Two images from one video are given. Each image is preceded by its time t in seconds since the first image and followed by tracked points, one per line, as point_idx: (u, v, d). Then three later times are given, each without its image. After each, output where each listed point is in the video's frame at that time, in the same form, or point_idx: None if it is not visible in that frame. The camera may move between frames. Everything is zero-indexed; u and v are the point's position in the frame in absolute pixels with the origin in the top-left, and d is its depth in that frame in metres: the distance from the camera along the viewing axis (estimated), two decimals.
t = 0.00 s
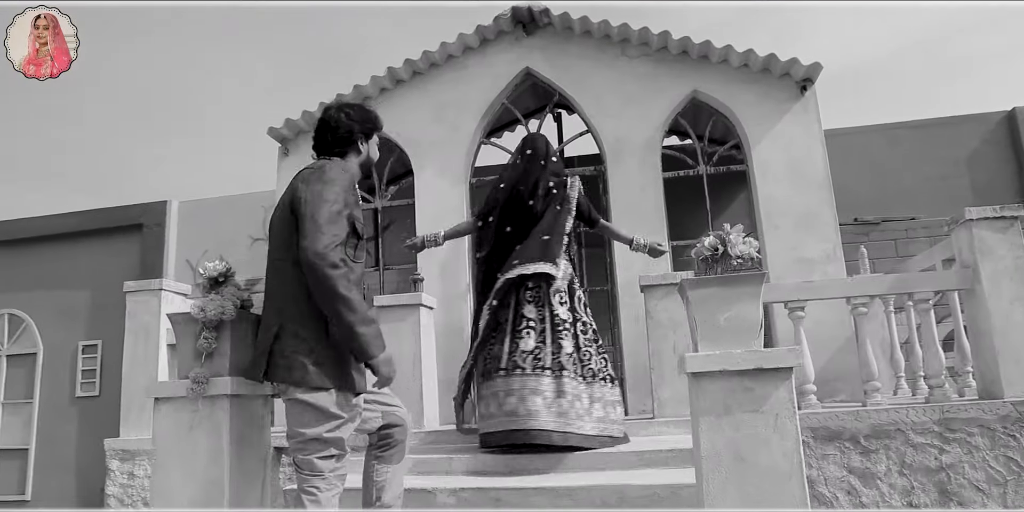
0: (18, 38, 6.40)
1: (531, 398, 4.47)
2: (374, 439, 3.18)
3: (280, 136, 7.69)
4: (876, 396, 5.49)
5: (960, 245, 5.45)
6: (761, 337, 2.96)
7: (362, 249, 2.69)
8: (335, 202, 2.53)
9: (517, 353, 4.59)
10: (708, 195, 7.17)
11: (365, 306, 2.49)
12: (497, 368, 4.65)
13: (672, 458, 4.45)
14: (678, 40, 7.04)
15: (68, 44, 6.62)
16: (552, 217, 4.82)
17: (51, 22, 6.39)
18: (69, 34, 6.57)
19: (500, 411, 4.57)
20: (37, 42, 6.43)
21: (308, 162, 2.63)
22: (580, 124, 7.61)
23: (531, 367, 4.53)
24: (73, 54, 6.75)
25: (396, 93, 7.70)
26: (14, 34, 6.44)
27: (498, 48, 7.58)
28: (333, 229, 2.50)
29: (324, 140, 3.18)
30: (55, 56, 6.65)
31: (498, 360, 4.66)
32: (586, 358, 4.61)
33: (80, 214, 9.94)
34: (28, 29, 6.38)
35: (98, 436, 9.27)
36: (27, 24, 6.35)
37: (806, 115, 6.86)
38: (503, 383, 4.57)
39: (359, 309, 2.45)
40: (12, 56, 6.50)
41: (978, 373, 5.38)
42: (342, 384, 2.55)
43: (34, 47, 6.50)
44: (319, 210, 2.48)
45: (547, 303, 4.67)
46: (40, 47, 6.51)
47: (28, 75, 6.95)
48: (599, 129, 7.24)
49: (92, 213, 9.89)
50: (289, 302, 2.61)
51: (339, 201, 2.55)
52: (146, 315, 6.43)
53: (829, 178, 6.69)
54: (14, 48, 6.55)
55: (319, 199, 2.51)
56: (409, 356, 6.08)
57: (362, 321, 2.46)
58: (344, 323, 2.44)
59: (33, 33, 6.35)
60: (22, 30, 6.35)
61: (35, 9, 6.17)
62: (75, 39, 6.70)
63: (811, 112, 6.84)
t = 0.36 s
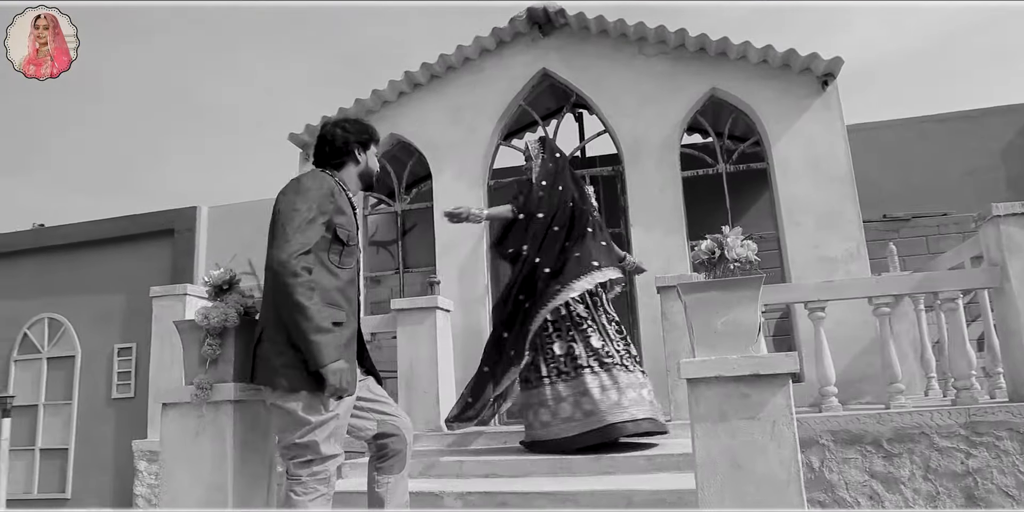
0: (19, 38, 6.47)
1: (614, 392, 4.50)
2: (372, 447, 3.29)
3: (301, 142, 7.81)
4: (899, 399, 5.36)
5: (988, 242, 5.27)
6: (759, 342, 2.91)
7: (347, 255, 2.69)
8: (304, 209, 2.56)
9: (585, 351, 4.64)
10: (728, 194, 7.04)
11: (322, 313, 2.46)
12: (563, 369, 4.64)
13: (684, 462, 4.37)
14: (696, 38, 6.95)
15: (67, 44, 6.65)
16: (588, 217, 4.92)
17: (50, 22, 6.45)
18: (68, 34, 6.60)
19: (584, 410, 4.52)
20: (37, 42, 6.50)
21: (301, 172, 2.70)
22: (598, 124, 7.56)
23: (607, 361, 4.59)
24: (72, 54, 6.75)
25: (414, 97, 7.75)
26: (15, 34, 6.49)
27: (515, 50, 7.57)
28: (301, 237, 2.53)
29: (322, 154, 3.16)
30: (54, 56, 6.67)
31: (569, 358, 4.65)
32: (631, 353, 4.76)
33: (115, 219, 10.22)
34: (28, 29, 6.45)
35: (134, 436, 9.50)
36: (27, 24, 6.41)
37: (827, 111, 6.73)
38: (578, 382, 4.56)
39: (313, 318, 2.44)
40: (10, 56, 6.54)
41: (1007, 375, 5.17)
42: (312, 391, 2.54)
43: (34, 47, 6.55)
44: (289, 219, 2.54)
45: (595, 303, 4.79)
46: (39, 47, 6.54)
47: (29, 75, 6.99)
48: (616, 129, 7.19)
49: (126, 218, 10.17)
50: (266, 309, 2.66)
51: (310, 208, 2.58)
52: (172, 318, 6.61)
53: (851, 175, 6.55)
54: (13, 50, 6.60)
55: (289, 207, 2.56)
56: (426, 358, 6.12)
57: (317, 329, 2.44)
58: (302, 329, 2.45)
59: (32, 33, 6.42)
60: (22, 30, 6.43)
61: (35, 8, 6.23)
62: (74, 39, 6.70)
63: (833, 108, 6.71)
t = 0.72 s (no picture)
0: (20, 39, 7.19)
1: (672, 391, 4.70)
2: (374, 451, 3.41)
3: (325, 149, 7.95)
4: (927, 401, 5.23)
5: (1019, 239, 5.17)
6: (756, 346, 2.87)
7: (334, 263, 2.99)
8: (291, 222, 2.84)
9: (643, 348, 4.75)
10: (750, 193, 6.94)
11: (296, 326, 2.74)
12: (625, 366, 4.69)
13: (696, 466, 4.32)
14: (714, 35, 6.86)
15: (66, 44, 7.37)
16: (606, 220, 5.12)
17: (50, 22, 7.13)
18: (67, 33, 7.32)
19: (657, 402, 4.63)
20: (37, 41, 7.19)
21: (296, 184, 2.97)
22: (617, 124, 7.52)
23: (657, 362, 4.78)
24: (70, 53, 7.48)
25: (435, 101, 7.81)
26: (17, 35, 7.21)
27: (533, 52, 7.58)
28: (286, 250, 2.81)
29: (324, 171, 3.20)
30: (54, 54, 7.36)
31: (631, 354, 4.71)
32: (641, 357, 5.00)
33: (152, 226, 10.52)
34: (28, 30, 7.15)
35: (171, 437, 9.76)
36: (27, 24, 7.10)
37: (851, 106, 6.59)
38: (642, 379, 4.64)
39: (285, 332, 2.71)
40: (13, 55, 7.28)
41: None
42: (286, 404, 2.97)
43: (35, 47, 7.29)
44: (276, 232, 2.82)
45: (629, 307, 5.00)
46: (39, 47, 7.28)
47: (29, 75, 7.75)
48: (635, 129, 7.15)
49: (162, 224, 10.44)
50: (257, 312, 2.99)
51: (298, 221, 2.85)
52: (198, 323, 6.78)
53: (876, 171, 6.39)
54: (16, 49, 7.34)
55: (277, 220, 2.83)
56: (446, 361, 6.17)
57: (291, 343, 2.72)
58: (276, 341, 2.74)
59: (33, 33, 7.11)
60: (22, 30, 7.11)
61: (37, 11, 6.96)
62: (73, 37, 7.34)
63: (857, 103, 6.56)
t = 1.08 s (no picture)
0: (19, 38, 6.55)
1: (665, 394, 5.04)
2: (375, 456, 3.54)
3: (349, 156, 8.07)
4: (950, 404, 5.10)
5: None
6: (746, 354, 2.86)
7: (321, 277, 3.26)
8: (276, 241, 3.10)
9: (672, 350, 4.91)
10: (770, 192, 6.97)
11: (277, 342, 3.03)
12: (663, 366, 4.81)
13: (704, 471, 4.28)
14: (733, 34, 6.78)
15: (67, 42, 6.74)
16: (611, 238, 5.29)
17: (50, 22, 6.52)
18: (69, 31, 6.66)
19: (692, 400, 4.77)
20: (38, 42, 6.57)
21: (285, 203, 3.21)
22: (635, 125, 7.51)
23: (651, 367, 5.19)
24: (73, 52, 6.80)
25: (455, 106, 7.88)
26: (15, 35, 6.60)
27: (551, 55, 7.60)
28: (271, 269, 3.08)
29: (326, 186, 3.38)
30: (55, 56, 6.76)
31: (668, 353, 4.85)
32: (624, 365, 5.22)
33: (190, 233, 10.82)
34: (28, 29, 6.52)
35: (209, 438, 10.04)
36: (27, 24, 6.47)
37: (874, 102, 6.44)
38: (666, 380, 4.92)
39: (267, 348, 3.02)
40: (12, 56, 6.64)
41: None
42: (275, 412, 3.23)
43: (35, 47, 6.64)
44: (263, 251, 3.10)
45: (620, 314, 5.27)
46: (40, 47, 6.63)
47: (28, 75, 7.23)
48: (653, 130, 7.11)
49: (199, 231, 10.73)
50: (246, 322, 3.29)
51: (282, 240, 3.11)
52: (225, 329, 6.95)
53: (901, 168, 6.24)
54: (15, 49, 6.71)
55: (263, 240, 3.11)
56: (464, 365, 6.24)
57: (273, 357, 3.04)
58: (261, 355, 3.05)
59: (32, 33, 6.48)
60: (21, 31, 6.50)
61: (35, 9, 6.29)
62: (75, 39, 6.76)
63: (880, 99, 6.41)
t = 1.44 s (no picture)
0: (20, 38, 6.74)
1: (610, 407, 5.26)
2: (375, 461, 3.64)
3: (369, 163, 8.20)
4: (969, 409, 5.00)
5: None
6: (731, 363, 2.86)
7: (314, 291, 3.45)
8: (268, 258, 3.31)
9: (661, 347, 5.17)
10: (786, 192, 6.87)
11: (268, 355, 3.24)
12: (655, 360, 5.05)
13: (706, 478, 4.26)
14: (747, 33, 6.65)
15: (67, 43, 6.89)
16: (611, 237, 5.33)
17: (50, 22, 6.69)
18: (69, 33, 6.83)
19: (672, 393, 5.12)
20: (38, 42, 6.77)
21: (278, 220, 3.41)
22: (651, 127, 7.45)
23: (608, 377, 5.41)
24: (72, 53, 7.00)
25: (472, 112, 7.95)
26: (16, 36, 6.78)
27: (566, 59, 7.58)
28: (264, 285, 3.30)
29: (321, 201, 3.59)
30: (55, 56, 6.92)
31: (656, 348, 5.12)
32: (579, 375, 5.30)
33: (220, 239, 11.10)
34: (28, 30, 6.71)
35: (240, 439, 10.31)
36: (27, 24, 6.67)
37: (892, 100, 6.30)
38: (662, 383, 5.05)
39: (260, 362, 3.23)
40: (10, 55, 6.81)
41: None
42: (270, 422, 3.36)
43: (34, 47, 6.83)
44: (257, 268, 3.32)
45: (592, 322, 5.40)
46: (39, 47, 6.82)
47: (28, 75, 7.28)
48: (668, 131, 7.02)
49: (229, 237, 11.00)
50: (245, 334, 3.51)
51: (274, 257, 3.31)
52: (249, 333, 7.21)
53: (921, 166, 6.10)
54: (14, 49, 6.88)
55: (257, 258, 3.32)
56: (479, 369, 6.31)
57: (264, 370, 3.25)
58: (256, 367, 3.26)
59: (33, 33, 6.68)
60: (23, 31, 6.68)
61: (37, 9, 6.44)
62: (73, 38, 6.94)
63: (899, 96, 6.26)
